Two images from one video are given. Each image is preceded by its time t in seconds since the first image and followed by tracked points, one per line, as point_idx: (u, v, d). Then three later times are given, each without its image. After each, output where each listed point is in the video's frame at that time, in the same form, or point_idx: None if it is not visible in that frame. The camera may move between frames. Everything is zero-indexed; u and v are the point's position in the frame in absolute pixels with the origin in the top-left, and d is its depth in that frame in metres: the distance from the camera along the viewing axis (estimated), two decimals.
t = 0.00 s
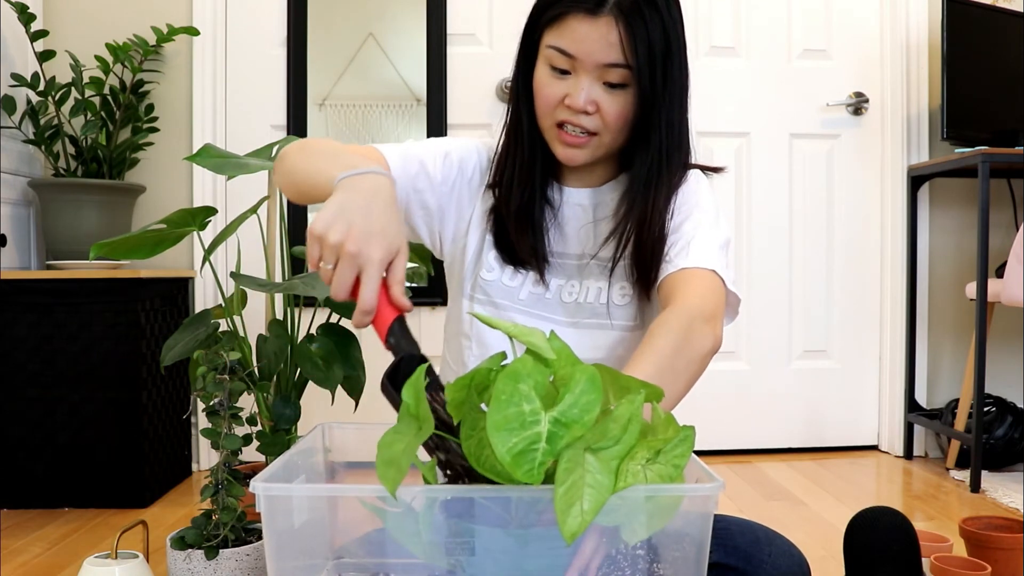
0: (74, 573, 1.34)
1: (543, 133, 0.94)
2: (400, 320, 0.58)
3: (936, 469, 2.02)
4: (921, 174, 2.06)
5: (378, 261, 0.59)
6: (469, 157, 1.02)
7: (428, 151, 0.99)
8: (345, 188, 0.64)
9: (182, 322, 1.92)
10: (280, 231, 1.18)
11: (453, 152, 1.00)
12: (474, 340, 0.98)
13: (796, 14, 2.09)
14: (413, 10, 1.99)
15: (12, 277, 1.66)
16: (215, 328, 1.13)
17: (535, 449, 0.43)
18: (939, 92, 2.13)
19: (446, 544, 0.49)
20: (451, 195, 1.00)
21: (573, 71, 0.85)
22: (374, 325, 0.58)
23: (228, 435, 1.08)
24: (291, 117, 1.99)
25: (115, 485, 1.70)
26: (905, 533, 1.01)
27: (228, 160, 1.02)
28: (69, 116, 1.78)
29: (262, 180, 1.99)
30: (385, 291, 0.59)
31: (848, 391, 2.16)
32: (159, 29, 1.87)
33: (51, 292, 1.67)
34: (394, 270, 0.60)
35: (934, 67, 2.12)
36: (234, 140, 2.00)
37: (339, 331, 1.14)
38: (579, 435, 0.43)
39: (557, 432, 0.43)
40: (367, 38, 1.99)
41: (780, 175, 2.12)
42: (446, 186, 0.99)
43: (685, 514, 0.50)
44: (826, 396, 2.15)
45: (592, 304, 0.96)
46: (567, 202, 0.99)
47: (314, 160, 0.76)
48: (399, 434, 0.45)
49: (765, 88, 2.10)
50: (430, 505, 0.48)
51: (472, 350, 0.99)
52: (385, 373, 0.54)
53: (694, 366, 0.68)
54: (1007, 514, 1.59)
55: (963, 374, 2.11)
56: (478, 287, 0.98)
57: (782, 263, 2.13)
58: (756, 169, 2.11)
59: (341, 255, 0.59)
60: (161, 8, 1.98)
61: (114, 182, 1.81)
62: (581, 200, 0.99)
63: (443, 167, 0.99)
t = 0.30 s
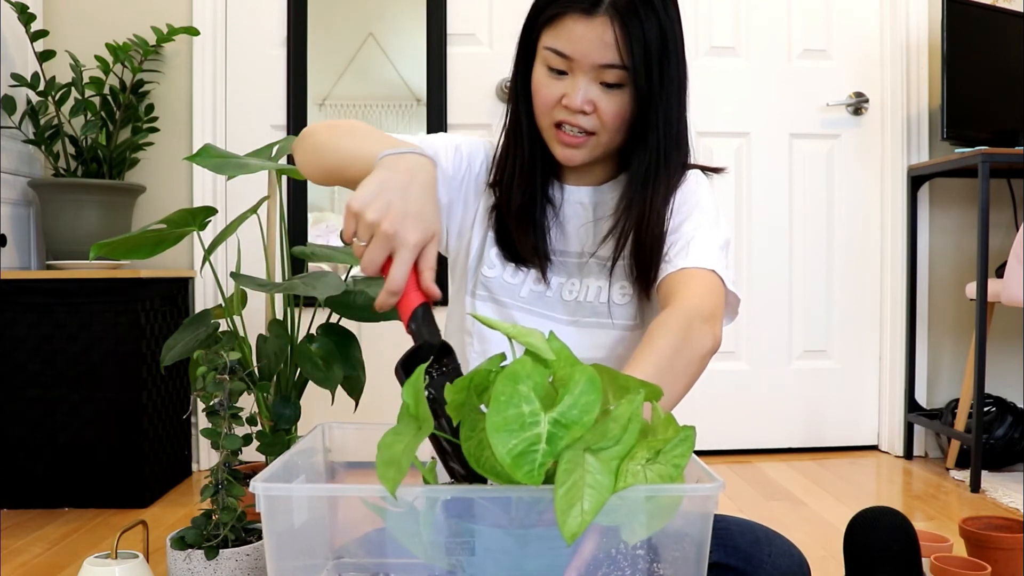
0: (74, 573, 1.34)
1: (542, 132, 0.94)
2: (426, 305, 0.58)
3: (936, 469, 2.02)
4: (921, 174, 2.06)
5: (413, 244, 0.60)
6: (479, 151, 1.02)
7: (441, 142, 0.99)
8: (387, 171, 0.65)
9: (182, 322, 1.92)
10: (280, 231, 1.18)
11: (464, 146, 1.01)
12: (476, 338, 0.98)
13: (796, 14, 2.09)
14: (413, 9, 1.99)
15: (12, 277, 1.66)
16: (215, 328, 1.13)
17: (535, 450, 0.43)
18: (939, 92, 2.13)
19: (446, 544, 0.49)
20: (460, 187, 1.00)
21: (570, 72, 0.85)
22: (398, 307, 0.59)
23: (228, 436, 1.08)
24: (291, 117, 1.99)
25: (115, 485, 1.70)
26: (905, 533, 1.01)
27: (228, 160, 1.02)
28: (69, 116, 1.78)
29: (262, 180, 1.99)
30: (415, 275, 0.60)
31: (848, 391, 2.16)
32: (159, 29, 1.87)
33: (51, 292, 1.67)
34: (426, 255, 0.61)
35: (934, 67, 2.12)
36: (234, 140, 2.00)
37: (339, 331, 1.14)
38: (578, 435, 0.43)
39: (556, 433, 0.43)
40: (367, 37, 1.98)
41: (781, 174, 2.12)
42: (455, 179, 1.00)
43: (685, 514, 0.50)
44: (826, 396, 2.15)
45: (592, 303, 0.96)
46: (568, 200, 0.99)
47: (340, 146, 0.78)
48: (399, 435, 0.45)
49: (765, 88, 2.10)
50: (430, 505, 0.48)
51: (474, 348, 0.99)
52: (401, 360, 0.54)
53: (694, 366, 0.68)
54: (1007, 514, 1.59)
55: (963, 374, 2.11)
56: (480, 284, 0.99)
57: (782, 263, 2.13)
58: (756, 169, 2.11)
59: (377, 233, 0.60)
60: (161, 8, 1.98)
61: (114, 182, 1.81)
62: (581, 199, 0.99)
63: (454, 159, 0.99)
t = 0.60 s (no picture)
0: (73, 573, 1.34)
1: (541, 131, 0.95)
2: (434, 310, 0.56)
3: (936, 469, 2.02)
4: (921, 174, 2.06)
5: (423, 249, 0.59)
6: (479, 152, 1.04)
7: (442, 144, 1.01)
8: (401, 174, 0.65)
9: (182, 322, 1.92)
10: (280, 231, 1.18)
11: (463, 147, 1.02)
12: (475, 337, 0.98)
13: (796, 14, 2.09)
14: (413, 9, 1.99)
15: (12, 277, 1.65)
16: (215, 328, 1.13)
17: (531, 446, 0.43)
18: (939, 92, 2.13)
19: (446, 544, 0.49)
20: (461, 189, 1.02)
21: (567, 72, 0.85)
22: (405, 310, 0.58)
23: (228, 436, 1.08)
24: (291, 117, 1.99)
25: (115, 485, 1.70)
26: (905, 533, 1.01)
27: (228, 160, 1.02)
28: (69, 116, 1.78)
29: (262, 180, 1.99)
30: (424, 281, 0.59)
31: (848, 391, 2.16)
32: (159, 29, 1.87)
33: (51, 292, 1.67)
34: (435, 262, 0.60)
35: (934, 67, 2.12)
36: (234, 140, 2.00)
37: (339, 331, 1.14)
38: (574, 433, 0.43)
39: (551, 430, 0.43)
40: (367, 37, 1.98)
41: (781, 174, 2.12)
42: (457, 178, 1.01)
43: (684, 515, 0.50)
44: (826, 396, 2.15)
45: (591, 301, 0.96)
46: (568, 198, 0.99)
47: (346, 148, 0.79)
48: (400, 435, 0.45)
49: (765, 88, 2.10)
50: (430, 504, 0.48)
51: (474, 345, 0.99)
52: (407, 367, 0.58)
53: (693, 366, 0.68)
54: (1007, 514, 1.59)
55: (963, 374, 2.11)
56: (480, 283, 0.99)
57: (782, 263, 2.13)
58: (756, 169, 2.11)
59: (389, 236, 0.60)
60: (161, 8, 1.98)
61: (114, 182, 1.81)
62: (581, 197, 0.99)
63: (454, 160, 1.01)
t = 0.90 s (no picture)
0: (74, 573, 1.34)
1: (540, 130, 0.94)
2: (409, 253, 0.57)
3: (936, 469, 2.02)
4: (921, 174, 2.06)
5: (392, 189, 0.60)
6: (469, 154, 1.03)
7: (427, 148, 1.01)
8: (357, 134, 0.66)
9: (182, 322, 1.92)
10: (280, 231, 1.18)
11: (452, 149, 1.01)
12: (474, 339, 0.98)
13: (796, 14, 2.09)
14: (413, 9, 1.99)
15: (12, 277, 1.65)
16: (215, 328, 1.13)
17: (521, 451, 0.43)
18: (939, 92, 2.13)
19: (447, 543, 0.49)
20: (450, 192, 1.01)
21: (566, 71, 0.85)
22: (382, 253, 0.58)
23: (228, 435, 1.08)
24: (291, 116, 1.99)
25: (115, 485, 1.70)
26: (905, 533, 1.01)
27: (228, 160, 1.02)
28: (69, 116, 1.78)
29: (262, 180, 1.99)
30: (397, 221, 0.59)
31: (848, 391, 2.16)
32: (159, 29, 1.87)
33: (51, 292, 1.67)
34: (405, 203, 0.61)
35: (934, 67, 2.12)
36: (234, 140, 2.00)
37: (339, 331, 1.15)
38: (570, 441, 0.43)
39: (546, 437, 0.42)
40: (367, 37, 1.98)
41: (780, 174, 2.12)
42: (445, 181, 1.00)
43: (684, 516, 0.50)
44: (826, 396, 2.15)
45: (589, 302, 0.96)
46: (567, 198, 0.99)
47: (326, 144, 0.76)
48: (400, 433, 0.45)
49: (765, 88, 2.10)
50: (430, 504, 0.48)
51: (473, 348, 0.99)
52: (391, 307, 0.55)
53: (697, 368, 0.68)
54: (1007, 514, 1.59)
55: (963, 374, 2.11)
56: (478, 284, 0.99)
57: (782, 262, 2.13)
58: (756, 169, 2.11)
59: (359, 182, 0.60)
60: (162, 8, 1.98)
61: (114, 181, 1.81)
62: (580, 197, 0.99)
63: (441, 163, 1.00)
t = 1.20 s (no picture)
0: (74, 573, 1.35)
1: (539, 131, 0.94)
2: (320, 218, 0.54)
3: (936, 469, 2.02)
4: (921, 174, 2.06)
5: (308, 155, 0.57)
6: (456, 164, 1.02)
7: (407, 160, 0.98)
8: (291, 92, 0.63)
9: (182, 322, 1.92)
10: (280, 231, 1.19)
11: (434, 159, 1.00)
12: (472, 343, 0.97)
13: (796, 14, 2.09)
14: (412, 9, 1.99)
15: (12, 277, 1.65)
16: (215, 328, 1.13)
17: (520, 396, 0.38)
18: (939, 92, 2.13)
19: (447, 543, 0.49)
20: (432, 201, 0.99)
21: (567, 73, 0.84)
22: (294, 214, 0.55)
23: (228, 436, 1.08)
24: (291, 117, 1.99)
25: (115, 485, 1.70)
26: (905, 533, 1.01)
27: (228, 160, 1.02)
28: (69, 116, 1.78)
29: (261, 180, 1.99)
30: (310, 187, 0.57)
31: (849, 391, 2.16)
32: (159, 29, 1.87)
33: (51, 292, 1.67)
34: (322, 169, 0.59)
35: (934, 66, 2.12)
36: (234, 140, 2.00)
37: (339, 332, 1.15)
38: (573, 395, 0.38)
39: (546, 385, 0.38)
40: (367, 37, 1.99)
41: (780, 175, 2.12)
42: (429, 192, 0.98)
43: (684, 516, 0.50)
44: (827, 396, 2.15)
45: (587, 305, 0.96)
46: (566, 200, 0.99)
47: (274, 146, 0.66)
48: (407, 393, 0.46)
49: (765, 89, 2.10)
50: (431, 504, 0.49)
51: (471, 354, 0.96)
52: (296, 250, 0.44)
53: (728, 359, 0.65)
54: (1007, 514, 1.59)
55: (963, 374, 2.11)
56: (475, 288, 0.98)
57: (782, 262, 2.13)
58: (756, 169, 2.11)
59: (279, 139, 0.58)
60: (162, 8, 1.98)
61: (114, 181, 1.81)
62: (579, 199, 0.99)
63: (422, 172, 0.98)
